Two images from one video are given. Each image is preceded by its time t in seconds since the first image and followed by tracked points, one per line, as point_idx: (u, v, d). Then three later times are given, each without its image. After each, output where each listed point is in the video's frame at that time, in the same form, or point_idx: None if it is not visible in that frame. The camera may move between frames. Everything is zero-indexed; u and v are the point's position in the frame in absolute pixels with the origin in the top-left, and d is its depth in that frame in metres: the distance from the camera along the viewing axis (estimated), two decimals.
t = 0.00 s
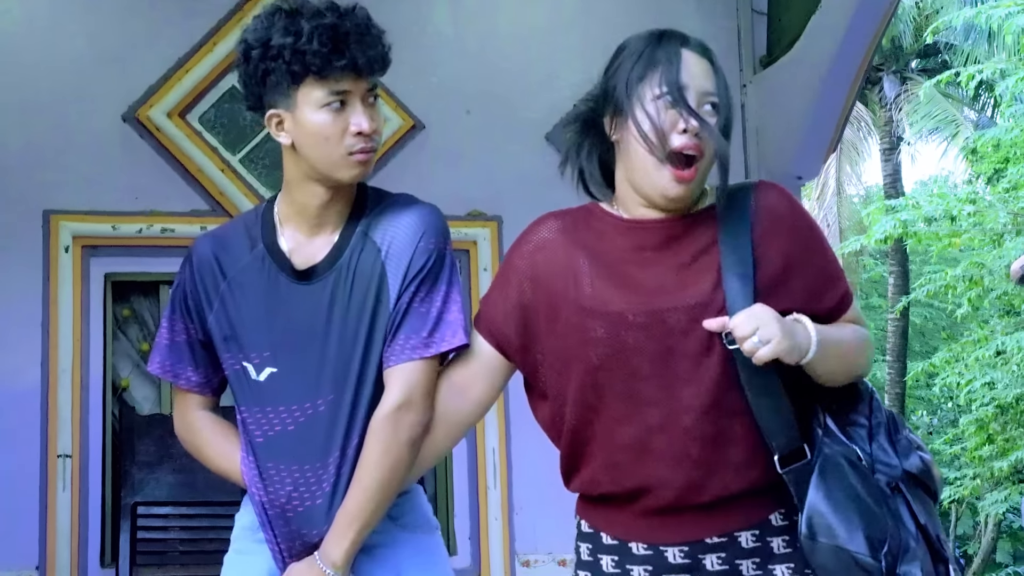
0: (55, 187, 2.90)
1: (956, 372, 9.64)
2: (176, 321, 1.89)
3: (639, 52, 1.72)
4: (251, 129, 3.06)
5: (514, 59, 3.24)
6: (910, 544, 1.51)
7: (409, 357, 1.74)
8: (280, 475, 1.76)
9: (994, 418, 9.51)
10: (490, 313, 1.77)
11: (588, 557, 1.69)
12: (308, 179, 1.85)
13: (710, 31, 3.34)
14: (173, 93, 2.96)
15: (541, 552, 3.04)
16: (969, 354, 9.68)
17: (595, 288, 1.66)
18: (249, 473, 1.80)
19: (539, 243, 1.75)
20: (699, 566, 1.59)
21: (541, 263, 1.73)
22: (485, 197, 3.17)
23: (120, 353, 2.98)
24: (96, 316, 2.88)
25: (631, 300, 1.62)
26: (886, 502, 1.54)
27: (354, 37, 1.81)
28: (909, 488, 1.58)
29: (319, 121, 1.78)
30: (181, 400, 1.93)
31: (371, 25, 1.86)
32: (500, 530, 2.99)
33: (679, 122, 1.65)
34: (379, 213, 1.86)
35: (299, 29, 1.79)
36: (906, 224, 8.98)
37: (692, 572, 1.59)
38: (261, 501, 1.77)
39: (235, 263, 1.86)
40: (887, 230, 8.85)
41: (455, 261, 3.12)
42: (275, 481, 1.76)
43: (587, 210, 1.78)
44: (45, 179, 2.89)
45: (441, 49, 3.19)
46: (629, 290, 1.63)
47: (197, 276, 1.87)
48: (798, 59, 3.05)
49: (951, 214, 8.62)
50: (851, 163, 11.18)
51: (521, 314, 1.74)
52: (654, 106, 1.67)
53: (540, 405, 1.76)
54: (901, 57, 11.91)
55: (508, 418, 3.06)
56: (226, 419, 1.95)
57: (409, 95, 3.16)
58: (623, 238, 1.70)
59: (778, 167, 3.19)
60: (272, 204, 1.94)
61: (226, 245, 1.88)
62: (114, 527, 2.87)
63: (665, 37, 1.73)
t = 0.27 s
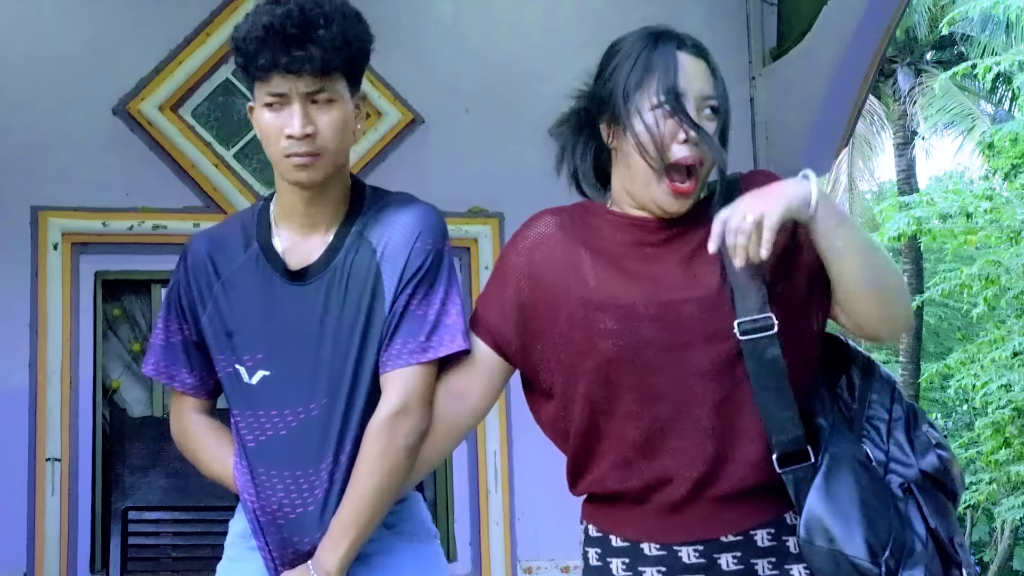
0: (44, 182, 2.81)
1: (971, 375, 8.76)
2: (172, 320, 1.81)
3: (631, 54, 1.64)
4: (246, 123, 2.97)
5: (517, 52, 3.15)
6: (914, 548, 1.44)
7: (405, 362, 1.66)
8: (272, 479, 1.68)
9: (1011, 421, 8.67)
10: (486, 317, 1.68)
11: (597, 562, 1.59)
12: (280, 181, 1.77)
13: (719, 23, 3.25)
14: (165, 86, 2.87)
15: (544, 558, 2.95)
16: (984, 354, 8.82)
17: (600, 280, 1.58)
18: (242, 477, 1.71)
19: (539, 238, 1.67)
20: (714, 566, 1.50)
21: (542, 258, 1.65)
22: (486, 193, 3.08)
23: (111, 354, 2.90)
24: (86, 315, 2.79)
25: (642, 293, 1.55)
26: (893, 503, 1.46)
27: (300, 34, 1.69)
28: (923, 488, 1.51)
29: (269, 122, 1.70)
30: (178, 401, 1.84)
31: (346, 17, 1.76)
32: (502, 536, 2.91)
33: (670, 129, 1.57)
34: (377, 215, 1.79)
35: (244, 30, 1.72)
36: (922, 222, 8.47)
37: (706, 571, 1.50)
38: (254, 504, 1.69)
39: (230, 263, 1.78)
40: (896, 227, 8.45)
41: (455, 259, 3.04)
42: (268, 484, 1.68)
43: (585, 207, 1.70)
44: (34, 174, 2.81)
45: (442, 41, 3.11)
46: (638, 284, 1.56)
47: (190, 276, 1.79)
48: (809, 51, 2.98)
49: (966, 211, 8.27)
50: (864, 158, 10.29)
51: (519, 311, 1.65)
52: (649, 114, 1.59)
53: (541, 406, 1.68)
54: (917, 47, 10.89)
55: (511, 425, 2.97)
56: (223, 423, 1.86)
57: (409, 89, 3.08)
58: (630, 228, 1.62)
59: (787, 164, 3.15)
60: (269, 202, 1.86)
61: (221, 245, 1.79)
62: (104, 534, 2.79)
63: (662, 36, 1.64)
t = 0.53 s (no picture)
0: (36, 179, 2.76)
1: (982, 376, 8.54)
2: (173, 324, 1.76)
3: (636, 50, 1.59)
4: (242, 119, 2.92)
5: (519, 47, 3.10)
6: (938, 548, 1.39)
7: (402, 362, 1.59)
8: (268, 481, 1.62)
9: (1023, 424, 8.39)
10: (488, 312, 1.63)
11: (604, 566, 1.51)
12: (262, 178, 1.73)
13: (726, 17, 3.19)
14: (159, 81, 2.82)
15: (545, 564, 2.90)
16: (995, 356, 8.61)
17: (608, 272, 1.51)
18: (242, 480, 1.66)
19: (544, 234, 1.61)
20: (724, 566, 1.44)
21: (547, 253, 1.58)
22: (487, 191, 3.03)
23: (104, 354, 2.84)
24: (78, 315, 2.74)
25: (652, 285, 1.48)
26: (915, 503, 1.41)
27: (257, 30, 1.64)
28: (940, 491, 1.47)
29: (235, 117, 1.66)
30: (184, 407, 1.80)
31: (325, 15, 1.67)
32: (503, 540, 2.85)
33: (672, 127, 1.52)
34: (374, 210, 1.72)
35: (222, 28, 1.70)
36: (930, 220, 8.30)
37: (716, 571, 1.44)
38: (252, 507, 1.64)
39: (229, 264, 1.73)
40: (905, 226, 8.32)
41: (455, 257, 2.97)
42: (265, 486, 1.62)
43: (592, 199, 1.63)
44: (26, 171, 2.76)
45: (443, 35, 3.05)
46: (647, 277, 1.49)
47: (189, 279, 1.75)
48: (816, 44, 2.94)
49: (977, 210, 8.12)
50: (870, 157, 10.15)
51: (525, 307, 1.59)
52: (658, 114, 1.53)
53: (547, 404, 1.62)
54: (928, 42, 10.73)
55: (512, 427, 2.92)
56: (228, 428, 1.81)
57: (408, 85, 3.02)
58: (639, 219, 1.55)
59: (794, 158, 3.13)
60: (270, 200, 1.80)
61: (220, 245, 1.74)
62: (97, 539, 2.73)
63: (673, 32, 1.59)
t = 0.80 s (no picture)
0: (36, 183, 2.75)
1: (983, 379, 8.44)
2: (185, 329, 1.76)
3: (637, 48, 1.58)
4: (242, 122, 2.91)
5: (520, 50, 3.09)
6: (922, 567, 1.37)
7: (402, 364, 1.58)
8: (272, 484, 1.62)
9: None
10: (487, 313, 1.58)
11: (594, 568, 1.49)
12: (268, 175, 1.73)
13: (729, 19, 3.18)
14: (158, 84, 2.81)
15: (545, 568, 2.89)
16: (995, 360, 8.50)
17: (609, 274, 1.50)
18: (247, 484, 1.65)
19: (545, 236, 1.58)
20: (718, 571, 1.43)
21: (546, 254, 1.56)
22: (488, 194, 3.02)
23: (103, 358, 2.84)
24: (78, 319, 2.73)
25: (653, 288, 1.46)
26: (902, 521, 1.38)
27: (258, 34, 1.64)
28: (929, 508, 1.43)
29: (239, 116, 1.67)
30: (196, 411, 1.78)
31: (328, 20, 1.66)
32: (502, 544, 2.85)
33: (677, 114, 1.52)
34: (378, 213, 1.71)
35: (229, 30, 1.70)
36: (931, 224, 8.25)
37: None
38: (256, 511, 1.63)
39: (237, 269, 1.73)
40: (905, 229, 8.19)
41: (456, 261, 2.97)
42: (269, 489, 1.62)
43: (592, 201, 1.61)
44: (26, 175, 2.75)
45: (444, 37, 3.05)
46: (648, 279, 1.48)
47: (198, 284, 1.75)
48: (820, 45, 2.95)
49: (977, 213, 8.05)
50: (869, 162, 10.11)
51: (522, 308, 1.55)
52: (668, 102, 1.53)
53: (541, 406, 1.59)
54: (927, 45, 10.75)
55: (512, 430, 2.91)
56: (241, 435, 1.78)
57: (408, 88, 3.01)
58: (639, 222, 1.53)
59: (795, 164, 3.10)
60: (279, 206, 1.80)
61: (228, 250, 1.75)
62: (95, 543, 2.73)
63: (676, 27, 1.60)
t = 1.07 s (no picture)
0: (34, 189, 2.75)
1: (982, 385, 8.33)
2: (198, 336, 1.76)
3: (632, 50, 1.43)
4: (240, 127, 2.92)
5: (518, 55, 3.09)
6: None
7: (399, 366, 1.57)
8: (275, 489, 1.61)
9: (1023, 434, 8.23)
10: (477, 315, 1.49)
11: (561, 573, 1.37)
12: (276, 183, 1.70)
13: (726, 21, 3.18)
14: (157, 89, 2.81)
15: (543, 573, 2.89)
16: (995, 365, 8.45)
17: (598, 273, 1.39)
18: (252, 489, 1.65)
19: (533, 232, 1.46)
20: None
21: (533, 250, 1.45)
22: (486, 200, 3.02)
23: (101, 364, 2.84)
24: (77, 326, 2.73)
25: (645, 290, 1.36)
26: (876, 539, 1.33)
27: (284, 42, 1.63)
28: (902, 527, 1.38)
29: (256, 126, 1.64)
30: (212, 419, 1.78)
31: (348, 30, 1.69)
32: (502, 549, 2.86)
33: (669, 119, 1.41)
34: (380, 221, 1.71)
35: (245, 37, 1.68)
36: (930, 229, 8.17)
37: None
38: (260, 515, 1.63)
39: (244, 274, 1.73)
40: (905, 235, 8.13)
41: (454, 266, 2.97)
42: (273, 493, 1.61)
43: (581, 198, 1.50)
44: (23, 181, 2.75)
45: (443, 42, 3.05)
46: (639, 279, 1.37)
47: (208, 291, 1.75)
48: (820, 49, 2.97)
49: (976, 218, 7.98)
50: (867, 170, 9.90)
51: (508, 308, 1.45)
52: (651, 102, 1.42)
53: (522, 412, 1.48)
54: (926, 51, 10.43)
55: (511, 436, 2.90)
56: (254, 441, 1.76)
57: (406, 93, 3.01)
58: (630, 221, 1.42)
59: (795, 170, 3.11)
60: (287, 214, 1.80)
61: (237, 257, 1.75)
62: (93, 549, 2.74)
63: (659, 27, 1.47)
